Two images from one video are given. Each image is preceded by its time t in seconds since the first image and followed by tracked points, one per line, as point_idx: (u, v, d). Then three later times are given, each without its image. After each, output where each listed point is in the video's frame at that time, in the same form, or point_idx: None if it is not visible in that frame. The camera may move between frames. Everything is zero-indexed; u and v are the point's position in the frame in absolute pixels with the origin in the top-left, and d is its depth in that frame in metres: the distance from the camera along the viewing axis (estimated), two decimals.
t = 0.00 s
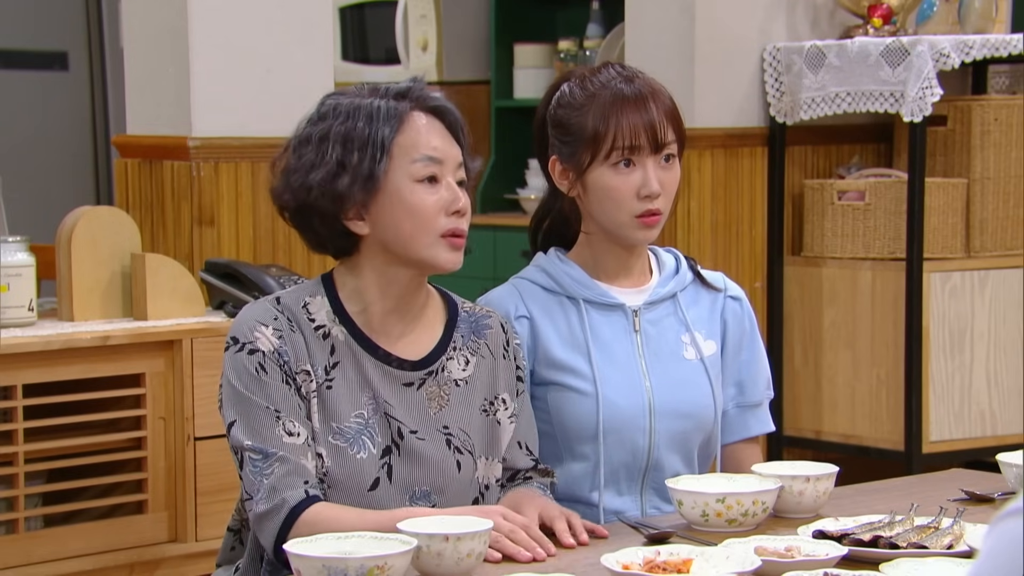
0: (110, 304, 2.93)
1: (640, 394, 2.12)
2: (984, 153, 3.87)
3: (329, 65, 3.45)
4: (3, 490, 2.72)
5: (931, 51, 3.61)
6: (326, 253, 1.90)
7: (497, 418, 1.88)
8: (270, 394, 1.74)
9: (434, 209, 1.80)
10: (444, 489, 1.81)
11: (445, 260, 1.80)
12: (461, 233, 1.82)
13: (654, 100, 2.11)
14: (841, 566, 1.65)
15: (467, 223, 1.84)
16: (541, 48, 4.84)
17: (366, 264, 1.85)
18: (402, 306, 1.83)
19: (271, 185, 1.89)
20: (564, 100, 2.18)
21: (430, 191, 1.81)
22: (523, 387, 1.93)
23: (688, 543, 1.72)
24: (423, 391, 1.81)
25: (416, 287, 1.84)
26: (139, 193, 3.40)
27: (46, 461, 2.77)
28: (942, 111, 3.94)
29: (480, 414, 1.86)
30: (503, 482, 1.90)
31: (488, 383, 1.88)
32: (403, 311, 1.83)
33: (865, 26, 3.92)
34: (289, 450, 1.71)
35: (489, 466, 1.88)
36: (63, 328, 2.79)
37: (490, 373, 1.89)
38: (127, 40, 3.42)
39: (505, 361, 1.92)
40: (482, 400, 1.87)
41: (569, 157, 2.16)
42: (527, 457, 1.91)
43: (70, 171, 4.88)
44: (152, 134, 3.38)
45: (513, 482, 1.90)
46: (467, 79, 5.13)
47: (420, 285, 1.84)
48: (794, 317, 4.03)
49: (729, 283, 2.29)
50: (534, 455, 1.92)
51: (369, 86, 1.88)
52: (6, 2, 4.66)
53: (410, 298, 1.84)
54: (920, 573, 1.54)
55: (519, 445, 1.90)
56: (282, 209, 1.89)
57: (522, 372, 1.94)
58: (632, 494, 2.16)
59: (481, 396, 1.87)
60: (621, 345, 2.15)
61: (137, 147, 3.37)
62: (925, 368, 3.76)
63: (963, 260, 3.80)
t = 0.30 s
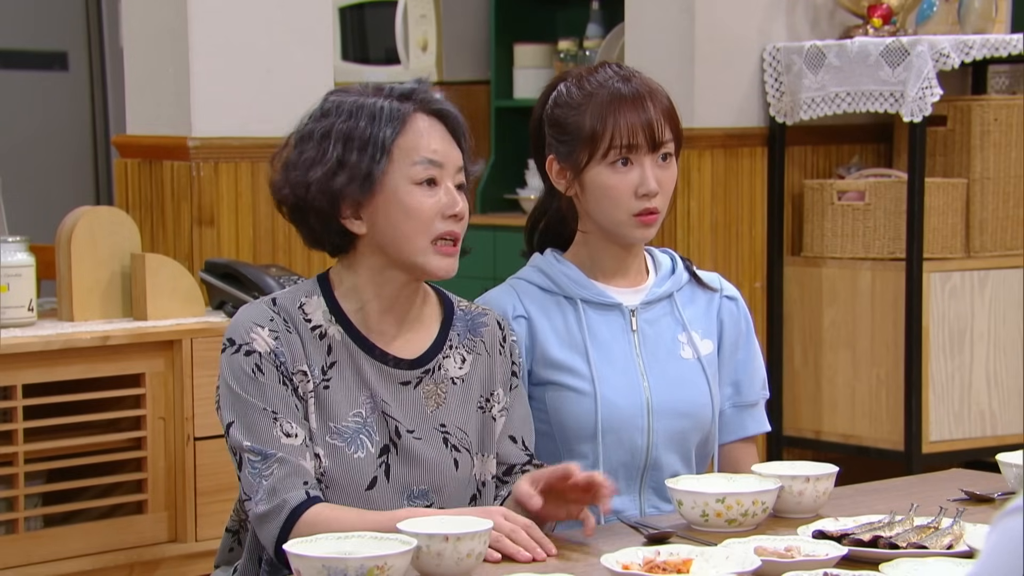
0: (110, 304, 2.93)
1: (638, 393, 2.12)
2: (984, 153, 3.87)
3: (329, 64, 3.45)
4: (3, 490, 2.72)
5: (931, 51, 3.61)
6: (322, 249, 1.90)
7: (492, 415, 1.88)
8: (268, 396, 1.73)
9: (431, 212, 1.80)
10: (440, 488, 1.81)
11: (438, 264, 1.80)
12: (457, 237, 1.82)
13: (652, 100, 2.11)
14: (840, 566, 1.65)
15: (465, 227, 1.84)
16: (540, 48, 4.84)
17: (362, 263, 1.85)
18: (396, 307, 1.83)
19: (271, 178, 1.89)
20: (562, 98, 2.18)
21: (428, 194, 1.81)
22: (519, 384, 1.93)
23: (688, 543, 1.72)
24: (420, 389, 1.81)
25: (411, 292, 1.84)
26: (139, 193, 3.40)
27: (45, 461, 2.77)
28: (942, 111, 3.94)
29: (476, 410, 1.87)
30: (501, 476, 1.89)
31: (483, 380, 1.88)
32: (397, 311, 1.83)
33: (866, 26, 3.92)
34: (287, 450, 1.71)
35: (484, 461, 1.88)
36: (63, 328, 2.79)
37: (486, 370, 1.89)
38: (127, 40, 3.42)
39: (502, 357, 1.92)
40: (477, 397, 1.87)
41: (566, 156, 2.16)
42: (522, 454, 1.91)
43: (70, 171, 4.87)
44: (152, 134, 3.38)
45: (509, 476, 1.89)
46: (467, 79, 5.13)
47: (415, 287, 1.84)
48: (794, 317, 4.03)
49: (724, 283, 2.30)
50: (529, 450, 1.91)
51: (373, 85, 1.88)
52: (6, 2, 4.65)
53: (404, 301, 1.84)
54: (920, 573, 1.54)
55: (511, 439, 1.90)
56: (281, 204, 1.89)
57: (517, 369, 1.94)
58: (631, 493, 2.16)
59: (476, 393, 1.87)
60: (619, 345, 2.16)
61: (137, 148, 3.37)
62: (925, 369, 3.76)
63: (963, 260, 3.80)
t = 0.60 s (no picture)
0: (110, 304, 2.92)
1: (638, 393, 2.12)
2: (984, 153, 3.87)
3: (329, 64, 3.45)
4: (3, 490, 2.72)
5: (931, 51, 3.61)
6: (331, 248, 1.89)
7: (491, 411, 1.88)
8: (271, 395, 1.74)
9: (442, 220, 1.79)
10: (441, 488, 1.81)
11: (445, 274, 1.79)
12: (465, 248, 1.81)
13: (652, 99, 2.12)
14: (840, 566, 1.65)
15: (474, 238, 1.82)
16: (540, 48, 4.84)
17: (369, 263, 1.83)
18: (400, 312, 1.82)
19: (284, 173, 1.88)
20: (562, 98, 2.17)
21: (439, 202, 1.80)
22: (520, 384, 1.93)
23: (688, 543, 1.72)
24: (422, 389, 1.82)
25: (415, 297, 1.83)
26: (139, 193, 3.40)
27: (45, 461, 2.77)
28: (942, 111, 3.94)
29: (477, 410, 1.87)
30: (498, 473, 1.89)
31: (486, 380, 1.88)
32: (403, 314, 1.82)
33: (865, 26, 3.92)
34: (287, 450, 1.71)
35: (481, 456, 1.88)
36: (63, 328, 2.79)
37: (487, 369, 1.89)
38: (127, 40, 3.42)
39: (504, 357, 1.92)
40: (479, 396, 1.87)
41: (567, 155, 2.16)
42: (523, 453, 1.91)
43: (70, 172, 4.86)
44: (152, 134, 3.38)
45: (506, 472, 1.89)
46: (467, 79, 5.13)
47: (419, 292, 1.83)
48: (795, 317, 4.03)
49: (722, 282, 2.30)
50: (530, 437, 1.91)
51: (393, 88, 1.87)
52: (6, 3, 4.65)
53: (407, 306, 1.82)
54: (920, 573, 1.54)
55: (507, 420, 1.89)
56: (291, 200, 1.88)
57: (518, 366, 1.94)
58: (631, 493, 2.16)
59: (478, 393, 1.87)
60: (617, 344, 2.16)
61: (137, 147, 3.37)
62: (925, 369, 3.76)
63: (963, 260, 3.80)
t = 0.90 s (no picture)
0: (110, 304, 2.93)
1: (637, 393, 2.12)
2: (984, 153, 3.87)
3: (328, 64, 3.45)
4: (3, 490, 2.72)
5: (931, 51, 3.61)
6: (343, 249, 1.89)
7: (503, 417, 1.88)
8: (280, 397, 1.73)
9: (456, 217, 1.80)
10: (452, 491, 1.81)
11: (463, 270, 1.79)
12: (481, 243, 1.82)
13: (653, 99, 2.12)
14: (840, 566, 1.65)
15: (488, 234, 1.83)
16: (540, 48, 4.84)
17: (382, 262, 1.84)
18: (416, 312, 1.82)
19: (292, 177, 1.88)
20: (562, 99, 2.17)
21: (453, 199, 1.81)
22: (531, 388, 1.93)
23: (688, 543, 1.72)
24: (434, 393, 1.82)
25: (430, 296, 1.83)
26: (139, 193, 3.40)
27: (45, 461, 2.77)
28: (942, 111, 3.94)
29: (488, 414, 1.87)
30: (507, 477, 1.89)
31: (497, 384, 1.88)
32: (417, 315, 1.82)
33: (865, 26, 3.92)
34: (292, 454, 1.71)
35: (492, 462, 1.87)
36: (63, 328, 2.79)
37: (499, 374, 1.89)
38: (127, 40, 3.42)
39: (515, 362, 1.92)
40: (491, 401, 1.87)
41: (568, 155, 2.16)
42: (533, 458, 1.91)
43: (70, 172, 4.86)
44: (152, 134, 3.38)
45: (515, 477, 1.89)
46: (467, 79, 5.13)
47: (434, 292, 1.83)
48: (794, 317, 4.03)
49: (721, 284, 2.30)
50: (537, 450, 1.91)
51: (401, 88, 1.88)
52: (6, 3, 4.65)
53: (423, 305, 1.83)
54: (920, 573, 1.54)
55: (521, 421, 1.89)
56: (303, 203, 1.88)
57: (528, 371, 1.94)
58: (630, 493, 2.16)
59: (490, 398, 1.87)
60: (617, 344, 2.16)
61: (137, 147, 3.37)
62: (925, 369, 3.76)
63: (963, 260, 3.80)
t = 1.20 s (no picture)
0: (110, 304, 2.93)
1: (637, 394, 2.12)
2: (984, 153, 3.87)
3: (328, 64, 3.45)
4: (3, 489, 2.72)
5: (931, 51, 3.61)
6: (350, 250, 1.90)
7: (511, 423, 1.88)
8: (284, 398, 1.74)
9: (461, 217, 1.80)
10: (457, 494, 1.81)
11: (467, 269, 1.79)
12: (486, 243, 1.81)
13: (654, 99, 2.12)
14: (840, 566, 1.65)
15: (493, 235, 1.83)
16: (540, 48, 4.84)
17: (387, 263, 1.84)
18: (421, 313, 1.82)
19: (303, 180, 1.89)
20: (564, 98, 2.17)
21: (459, 199, 1.81)
22: (539, 392, 1.93)
23: (688, 543, 1.72)
24: (441, 395, 1.81)
25: (435, 297, 1.83)
26: (139, 193, 3.40)
27: (45, 461, 2.77)
28: (942, 111, 3.94)
29: (494, 417, 1.87)
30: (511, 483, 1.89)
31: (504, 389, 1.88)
32: (423, 317, 1.82)
33: (865, 26, 3.92)
34: (293, 457, 1.71)
35: (499, 468, 1.88)
36: (63, 328, 2.79)
37: (507, 379, 1.89)
38: (127, 40, 3.42)
39: (524, 367, 1.92)
40: (498, 406, 1.87)
41: (569, 155, 2.16)
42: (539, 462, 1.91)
43: (71, 172, 4.86)
44: (152, 134, 3.38)
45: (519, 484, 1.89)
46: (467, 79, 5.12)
47: (441, 293, 1.83)
48: (795, 317, 4.03)
49: (721, 284, 2.30)
50: (543, 458, 1.92)
51: (406, 87, 1.88)
52: (6, 2, 4.65)
53: (429, 306, 1.83)
54: (919, 573, 1.54)
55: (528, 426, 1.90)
56: (309, 203, 1.88)
57: (536, 377, 1.94)
58: (629, 492, 2.16)
59: (497, 402, 1.87)
60: (617, 346, 2.16)
61: (137, 147, 3.37)
62: (925, 369, 3.76)
63: (963, 260, 3.80)
